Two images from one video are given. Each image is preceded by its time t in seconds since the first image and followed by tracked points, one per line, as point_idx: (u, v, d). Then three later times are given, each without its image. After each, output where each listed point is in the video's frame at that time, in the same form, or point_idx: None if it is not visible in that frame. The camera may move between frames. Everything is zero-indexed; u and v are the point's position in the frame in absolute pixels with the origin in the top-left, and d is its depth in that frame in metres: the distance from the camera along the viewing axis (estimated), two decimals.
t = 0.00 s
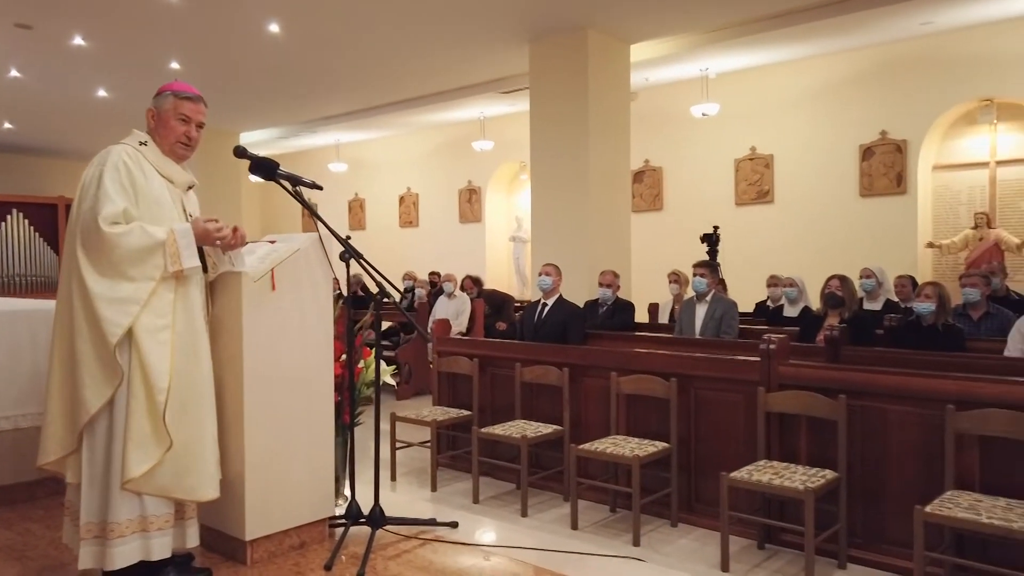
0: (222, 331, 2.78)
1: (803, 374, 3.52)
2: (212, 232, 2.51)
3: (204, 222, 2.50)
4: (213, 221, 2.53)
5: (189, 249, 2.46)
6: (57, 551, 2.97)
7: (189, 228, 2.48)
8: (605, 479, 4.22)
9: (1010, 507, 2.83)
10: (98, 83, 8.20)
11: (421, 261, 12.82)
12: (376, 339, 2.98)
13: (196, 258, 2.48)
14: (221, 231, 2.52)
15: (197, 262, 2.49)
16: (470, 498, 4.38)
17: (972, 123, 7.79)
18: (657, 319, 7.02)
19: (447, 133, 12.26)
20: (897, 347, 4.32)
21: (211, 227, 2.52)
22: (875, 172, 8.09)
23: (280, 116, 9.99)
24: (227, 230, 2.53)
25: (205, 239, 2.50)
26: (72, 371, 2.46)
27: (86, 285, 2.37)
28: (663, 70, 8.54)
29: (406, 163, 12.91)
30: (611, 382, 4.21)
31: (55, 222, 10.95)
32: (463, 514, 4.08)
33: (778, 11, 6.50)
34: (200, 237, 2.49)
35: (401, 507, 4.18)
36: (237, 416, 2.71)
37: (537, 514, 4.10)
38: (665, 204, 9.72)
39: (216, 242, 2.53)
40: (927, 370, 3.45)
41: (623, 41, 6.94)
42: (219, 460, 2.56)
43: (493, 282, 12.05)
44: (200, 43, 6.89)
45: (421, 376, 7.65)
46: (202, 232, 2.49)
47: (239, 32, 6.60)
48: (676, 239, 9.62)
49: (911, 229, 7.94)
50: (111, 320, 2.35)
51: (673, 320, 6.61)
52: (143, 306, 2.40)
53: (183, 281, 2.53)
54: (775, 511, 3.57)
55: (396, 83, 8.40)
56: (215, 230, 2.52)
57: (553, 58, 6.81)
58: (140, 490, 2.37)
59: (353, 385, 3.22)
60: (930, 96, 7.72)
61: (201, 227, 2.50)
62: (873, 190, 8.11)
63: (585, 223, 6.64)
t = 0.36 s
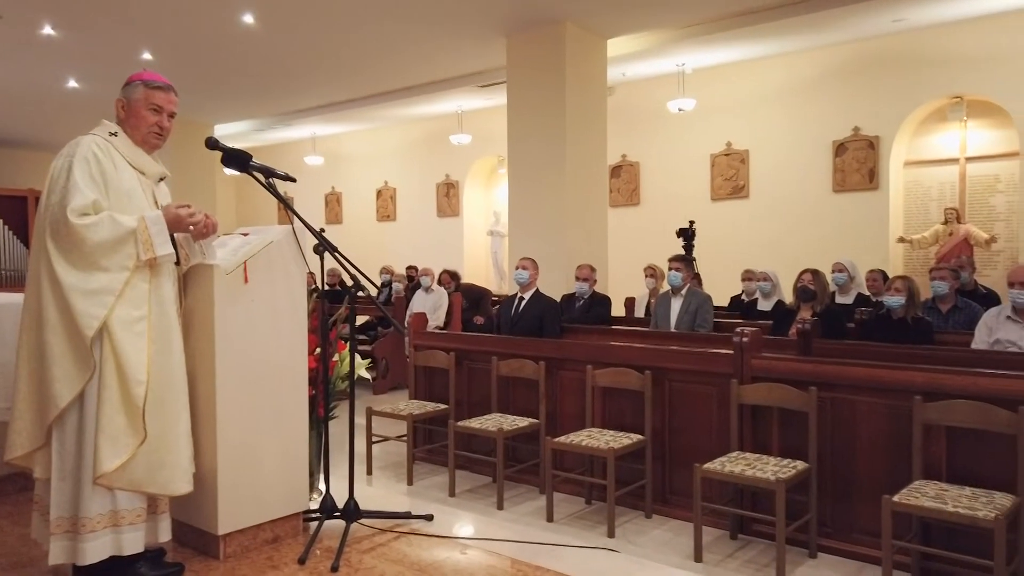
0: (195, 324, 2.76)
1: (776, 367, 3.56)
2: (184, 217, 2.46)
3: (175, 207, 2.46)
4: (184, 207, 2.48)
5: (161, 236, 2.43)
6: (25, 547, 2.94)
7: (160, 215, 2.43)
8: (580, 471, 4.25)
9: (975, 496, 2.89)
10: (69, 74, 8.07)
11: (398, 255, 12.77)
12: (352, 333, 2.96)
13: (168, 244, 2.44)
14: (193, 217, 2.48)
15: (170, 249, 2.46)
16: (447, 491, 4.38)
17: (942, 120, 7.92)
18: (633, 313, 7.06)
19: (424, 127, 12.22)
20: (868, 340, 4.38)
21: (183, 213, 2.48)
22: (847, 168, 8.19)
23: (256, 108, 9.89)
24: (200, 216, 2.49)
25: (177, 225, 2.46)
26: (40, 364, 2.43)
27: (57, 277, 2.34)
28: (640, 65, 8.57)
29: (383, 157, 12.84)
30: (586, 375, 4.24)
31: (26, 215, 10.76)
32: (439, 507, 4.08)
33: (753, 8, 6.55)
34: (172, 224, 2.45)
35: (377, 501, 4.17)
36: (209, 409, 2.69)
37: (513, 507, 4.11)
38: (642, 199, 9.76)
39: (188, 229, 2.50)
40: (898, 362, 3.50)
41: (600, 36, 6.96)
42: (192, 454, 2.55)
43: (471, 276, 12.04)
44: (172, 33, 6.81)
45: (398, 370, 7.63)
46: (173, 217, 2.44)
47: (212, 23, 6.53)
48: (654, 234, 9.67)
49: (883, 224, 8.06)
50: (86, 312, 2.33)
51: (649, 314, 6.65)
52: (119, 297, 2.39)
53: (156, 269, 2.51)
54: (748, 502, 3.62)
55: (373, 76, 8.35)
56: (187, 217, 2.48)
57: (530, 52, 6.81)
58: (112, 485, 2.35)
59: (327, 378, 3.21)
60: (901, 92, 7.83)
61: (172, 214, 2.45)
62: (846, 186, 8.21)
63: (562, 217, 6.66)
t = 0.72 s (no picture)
0: (168, 317, 2.72)
1: (750, 360, 3.60)
2: (146, 191, 2.36)
3: (136, 183, 2.35)
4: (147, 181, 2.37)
5: (125, 215, 2.36)
6: None
7: (123, 193, 2.36)
8: (556, 464, 4.26)
9: (943, 486, 2.95)
10: (37, 63, 7.91)
11: (375, 249, 12.70)
12: (326, 327, 2.93)
13: (134, 221, 2.37)
14: (157, 191, 2.37)
15: (137, 227, 2.39)
16: (423, 485, 4.38)
17: (914, 116, 8.03)
18: (609, 307, 7.09)
19: (401, 120, 12.16)
20: (840, 333, 4.44)
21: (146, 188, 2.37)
22: (821, 163, 8.28)
23: (230, 99, 9.77)
24: (163, 189, 2.38)
25: (140, 201, 2.36)
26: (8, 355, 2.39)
27: (26, 267, 2.31)
28: (617, 59, 8.59)
29: (359, 150, 12.76)
30: (562, 368, 4.25)
31: None
32: (414, 500, 4.07)
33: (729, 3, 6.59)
34: (135, 199, 2.36)
35: (352, 495, 4.16)
36: (181, 402, 2.66)
37: (489, 500, 4.12)
38: (619, 193, 9.80)
39: (154, 203, 2.40)
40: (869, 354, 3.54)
41: (577, 30, 6.96)
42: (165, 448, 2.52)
43: (447, 270, 12.01)
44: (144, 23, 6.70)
45: (375, 364, 7.60)
46: (135, 193, 2.34)
47: (184, 13, 6.44)
48: (630, 228, 9.72)
49: (856, 219, 8.16)
50: (57, 299, 2.31)
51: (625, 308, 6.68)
52: (92, 284, 2.36)
53: (127, 248, 2.46)
54: (722, 493, 3.66)
55: (349, 68, 8.29)
56: (150, 191, 2.37)
57: (507, 45, 6.79)
58: (82, 481, 2.32)
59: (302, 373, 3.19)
60: (873, 89, 7.93)
61: (134, 188, 2.35)
62: (819, 181, 8.30)
63: (539, 211, 6.67)
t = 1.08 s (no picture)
0: (137, 312, 2.67)
1: (723, 353, 3.63)
2: (120, 205, 2.32)
3: (111, 194, 2.31)
4: (122, 194, 2.33)
5: (95, 225, 2.31)
6: None
7: (95, 202, 2.31)
8: (532, 458, 4.27)
9: (912, 477, 3.00)
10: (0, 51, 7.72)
11: (348, 243, 12.60)
12: (300, 321, 2.89)
13: (103, 232, 2.32)
14: (130, 206, 2.33)
15: (106, 237, 2.34)
16: (398, 480, 4.36)
17: (883, 113, 8.15)
18: (584, 301, 7.11)
19: (375, 113, 12.06)
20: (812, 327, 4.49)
21: (120, 200, 2.33)
22: (792, 159, 8.37)
23: (200, 90, 9.63)
24: (138, 204, 2.33)
25: (112, 213, 2.31)
26: None
27: None
28: (592, 54, 8.60)
29: (333, 143, 12.64)
30: (538, 362, 4.25)
31: None
32: (390, 495, 4.06)
33: None
34: (107, 212, 2.31)
35: (326, 490, 4.13)
36: (152, 399, 2.62)
37: (465, 495, 4.12)
38: (594, 188, 9.83)
39: (126, 217, 2.35)
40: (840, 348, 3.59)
41: (552, 24, 6.94)
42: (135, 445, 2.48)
43: (421, 264, 11.96)
44: (110, 12, 6.57)
45: (349, 359, 7.55)
46: (108, 205, 2.30)
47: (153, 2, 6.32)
48: (605, 222, 9.75)
49: (826, 214, 8.26)
50: (12, 301, 2.24)
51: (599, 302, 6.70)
52: (46, 286, 2.29)
53: (90, 258, 2.41)
54: (695, 485, 3.69)
55: (322, 60, 8.20)
56: (124, 205, 2.33)
57: (482, 38, 6.76)
58: (51, 478, 2.29)
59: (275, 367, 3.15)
60: (844, 86, 8.02)
61: (108, 201, 2.31)
62: (791, 176, 8.39)
63: (513, 205, 6.66)
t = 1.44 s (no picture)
0: (101, 307, 2.61)
1: (694, 348, 3.65)
2: (84, 191, 2.25)
3: (75, 180, 2.24)
4: (85, 179, 2.26)
5: (60, 214, 2.24)
6: None
7: (58, 189, 2.23)
8: (504, 453, 4.27)
9: (878, 468, 3.05)
10: None
11: (317, 237, 12.47)
12: (268, 317, 2.84)
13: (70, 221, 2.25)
14: (96, 191, 2.27)
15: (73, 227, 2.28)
16: (369, 476, 4.33)
17: (849, 110, 8.26)
18: (555, 296, 7.12)
19: (344, 106, 11.94)
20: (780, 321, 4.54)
21: (85, 185, 2.26)
22: (761, 155, 8.46)
23: (165, 81, 9.44)
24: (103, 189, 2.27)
25: (77, 199, 2.25)
26: None
27: None
28: (563, 48, 8.60)
29: (302, 136, 12.49)
30: (510, 357, 4.24)
31: None
32: (361, 491, 4.03)
33: None
34: (72, 198, 2.24)
35: (296, 487, 4.08)
36: (116, 396, 2.57)
37: (436, 490, 4.10)
38: (565, 182, 9.84)
39: (92, 204, 2.29)
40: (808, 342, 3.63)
41: (524, 18, 6.92)
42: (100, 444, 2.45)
43: (392, 258, 11.88)
44: None
45: (318, 354, 7.48)
46: (72, 191, 2.23)
47: None
48: (576, 217, 9.77)
49: (794, 210, 8.36)
50: None
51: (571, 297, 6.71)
52: (16, 280, 2.26)
53: (58, 249, 2.36)
54: (666, 478, 3.71)
55: (291, 52, 8.09)
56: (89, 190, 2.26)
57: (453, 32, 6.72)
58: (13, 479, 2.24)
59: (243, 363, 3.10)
60: (812, 83, 8.11)
61: (71, 187, 2.24)
62: (759, 172, 8.48)
63: (485, 199, 6.64)
